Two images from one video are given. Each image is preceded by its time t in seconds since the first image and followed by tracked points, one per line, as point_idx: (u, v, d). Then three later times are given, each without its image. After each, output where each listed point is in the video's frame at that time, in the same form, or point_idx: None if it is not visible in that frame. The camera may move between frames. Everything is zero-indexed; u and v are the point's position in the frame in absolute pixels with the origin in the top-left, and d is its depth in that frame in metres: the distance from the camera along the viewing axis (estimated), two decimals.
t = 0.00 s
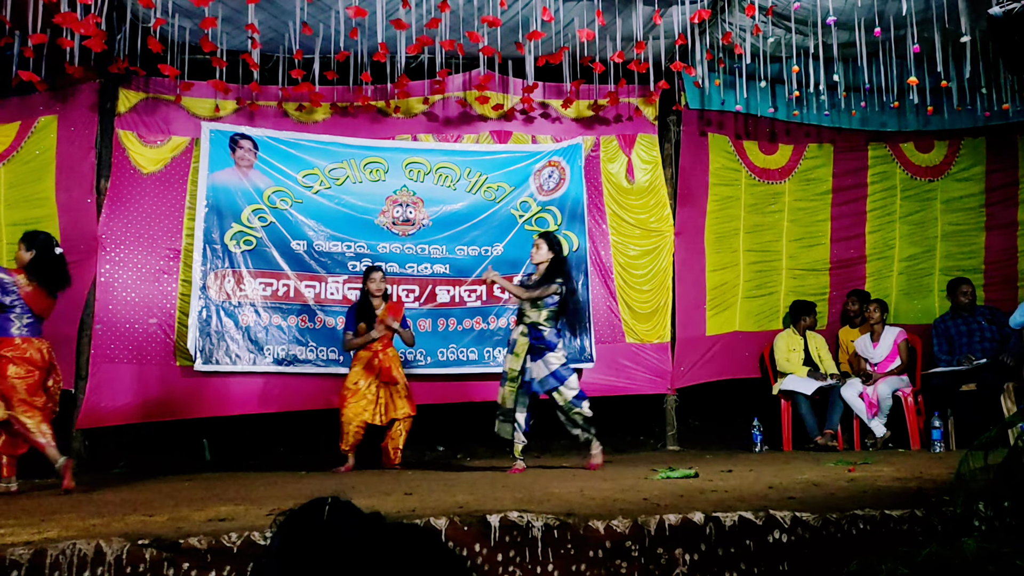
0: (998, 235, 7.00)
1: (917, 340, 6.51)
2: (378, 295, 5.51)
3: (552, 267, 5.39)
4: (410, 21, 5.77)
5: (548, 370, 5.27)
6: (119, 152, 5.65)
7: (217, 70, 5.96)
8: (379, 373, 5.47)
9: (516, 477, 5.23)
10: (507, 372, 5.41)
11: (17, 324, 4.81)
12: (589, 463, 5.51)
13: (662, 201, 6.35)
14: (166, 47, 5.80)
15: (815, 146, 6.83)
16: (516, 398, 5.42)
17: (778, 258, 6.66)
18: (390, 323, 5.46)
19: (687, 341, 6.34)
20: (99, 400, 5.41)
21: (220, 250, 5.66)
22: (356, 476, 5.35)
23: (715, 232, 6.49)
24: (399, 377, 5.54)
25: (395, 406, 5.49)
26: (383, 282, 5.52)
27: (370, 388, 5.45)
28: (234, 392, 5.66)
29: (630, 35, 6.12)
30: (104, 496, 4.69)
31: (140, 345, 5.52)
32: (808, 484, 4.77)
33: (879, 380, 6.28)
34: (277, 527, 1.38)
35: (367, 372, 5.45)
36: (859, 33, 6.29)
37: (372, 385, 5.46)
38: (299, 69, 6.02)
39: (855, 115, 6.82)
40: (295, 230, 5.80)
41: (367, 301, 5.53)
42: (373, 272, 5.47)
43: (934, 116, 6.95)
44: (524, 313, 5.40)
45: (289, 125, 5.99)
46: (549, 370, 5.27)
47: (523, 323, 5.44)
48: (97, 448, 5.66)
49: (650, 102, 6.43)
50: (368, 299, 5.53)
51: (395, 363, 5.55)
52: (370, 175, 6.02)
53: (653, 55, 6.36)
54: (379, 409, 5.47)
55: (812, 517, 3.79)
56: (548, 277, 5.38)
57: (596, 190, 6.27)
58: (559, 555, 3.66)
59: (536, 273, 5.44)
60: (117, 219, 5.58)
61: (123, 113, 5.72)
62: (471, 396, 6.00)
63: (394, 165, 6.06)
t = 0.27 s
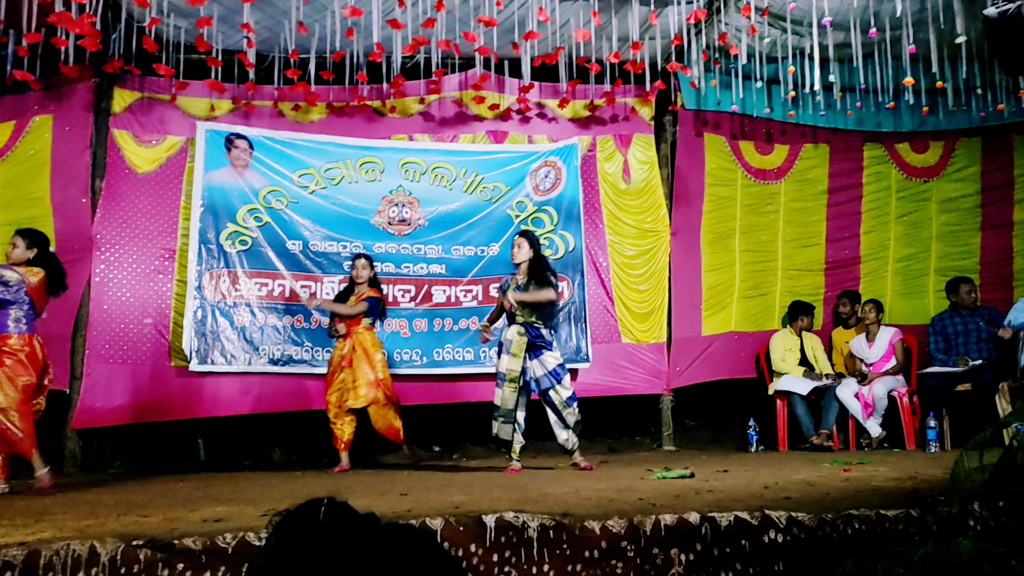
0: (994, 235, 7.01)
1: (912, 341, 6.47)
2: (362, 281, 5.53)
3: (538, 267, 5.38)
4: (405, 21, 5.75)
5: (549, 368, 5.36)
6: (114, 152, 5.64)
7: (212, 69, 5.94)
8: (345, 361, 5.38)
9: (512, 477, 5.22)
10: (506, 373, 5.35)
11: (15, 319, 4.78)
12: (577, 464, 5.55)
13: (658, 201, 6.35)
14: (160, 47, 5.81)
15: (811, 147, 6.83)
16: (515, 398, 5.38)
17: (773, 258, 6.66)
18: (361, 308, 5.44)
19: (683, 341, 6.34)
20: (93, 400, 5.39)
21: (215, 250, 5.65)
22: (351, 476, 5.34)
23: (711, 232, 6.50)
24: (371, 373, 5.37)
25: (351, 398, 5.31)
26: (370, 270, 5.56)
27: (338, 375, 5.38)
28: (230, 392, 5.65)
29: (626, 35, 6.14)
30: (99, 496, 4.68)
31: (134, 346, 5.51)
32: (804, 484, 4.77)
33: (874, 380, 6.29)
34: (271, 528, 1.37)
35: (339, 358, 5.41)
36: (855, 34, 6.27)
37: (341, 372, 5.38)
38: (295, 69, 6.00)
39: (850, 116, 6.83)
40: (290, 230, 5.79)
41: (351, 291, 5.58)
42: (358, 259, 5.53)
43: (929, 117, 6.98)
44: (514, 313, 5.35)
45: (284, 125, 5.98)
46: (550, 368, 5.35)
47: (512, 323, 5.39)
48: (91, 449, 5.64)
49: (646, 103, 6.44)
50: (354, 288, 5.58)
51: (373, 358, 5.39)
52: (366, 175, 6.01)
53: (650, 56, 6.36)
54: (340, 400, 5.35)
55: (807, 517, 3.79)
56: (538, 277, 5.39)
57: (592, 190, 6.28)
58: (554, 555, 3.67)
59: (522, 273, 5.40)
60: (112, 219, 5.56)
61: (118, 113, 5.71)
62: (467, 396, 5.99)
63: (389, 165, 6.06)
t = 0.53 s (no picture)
0: (993, 236, 7.02)
1: (911, 342, 6.48)
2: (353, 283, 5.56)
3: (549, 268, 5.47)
4: (405, 21, 5.76)
5: (563, 370, 5.38)
6: (114, 152, 5.64)
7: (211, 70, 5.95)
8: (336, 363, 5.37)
9: (512, 478, 5.23)
10: (520, 373, 5.31)
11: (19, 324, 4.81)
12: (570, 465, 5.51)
13: (658, 202, 6.36)
14: (161, 47, 5.82)
15: (810, 147, 6.84)
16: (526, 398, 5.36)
17: (773, 259, 6.67)
18: (349, 310, 5.46)
19: (682, 341, 6.35)
20: (92, 400, 5.39)
21: (215, 251, 5.66)
22: (351, 476, 5.34)
23: (711, 233, 6.50)
24: (357, 377, 5.37)
25: (336, 401, 5.31)
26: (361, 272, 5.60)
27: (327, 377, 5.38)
28: (230, 392, 5.65)
29: (626, 36, 6.14)
30: (99, 497, 4.67)
31: (134, 346, 5.51)
32: (804, 484, 4.77)
33: (873, 381, 6.29)
34: (273, 528, 1.38)
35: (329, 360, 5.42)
36: (854, 35, 6.28)
37: (331, 373, 5.37)
38: (295, 69, 6.01)
39: (850, 117, 6.84)
40: (290, 230, 5.80)
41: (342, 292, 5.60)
42: (351, 262, 5.58)
43: (929, 118, 6.98)
44: (528, 314, 5.38)
45: (284, 125, 5.99)
46: (564, 370, 5.37)
47: (524, 324, 5.40)
48: (90, 449, 5.64)
49: (645, 103, 6.44)
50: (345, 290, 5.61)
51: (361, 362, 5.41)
52: (366, 176, 6.02)
53: (649, 56, 6.37)
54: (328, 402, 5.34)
55: (807, 517, 3.80)
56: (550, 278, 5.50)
57: (592, 191, 6.28)
58: (554, 556, 3.67)
59: (534, 274, 5.48)
60: (111, 219, 5.57)
61: (118, 113, 5.72)
62: (466, 397, 5.99)
63: (389, 165, 6.06)
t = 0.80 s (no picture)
0: (994, 236, 7.01)
1: (912, 342, 6.49)
2: (352, 280, 5.48)
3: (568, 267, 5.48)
4: (406, 22, 5.77)
5: (581, 369, 5.43)
6: (114, 152, 5.64)
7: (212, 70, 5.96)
8: (350, 362, 5.32)
9: (513, 478, 5.22)
10: (536, 369, 5.32)
11: (26, 325, 4.78)
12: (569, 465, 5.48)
13: (658, 202, 6.36)
14: (161, 48, 5.84)
15: (811, 148, 6.84)
16: (541, 394, 5.36)
17: (773, 260, 6.66)
18: (359, 309, 5.39)
19: (683, 342, 6.35)
20: (93, 401, 5.39)
21: (215, 251, 5.66)
22: (351, 477, 5.33)
23: (711, 233, 6.50)
24: (368, 374, 5.36)
25: (350, 399, 5.31)
26: (360, 268, 5.50)
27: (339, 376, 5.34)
28: (229, 393, 5.66)
29: (626, 36, 6.13)
30: (98, 497, 4.67)
31: (134, 346, 5.51)
32: (805, 485, 4.77)
33: (874, 381, 6.29)
34: (273, 528, 1.37)
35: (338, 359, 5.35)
36: (855, 35, 6.27)
37: (343, 372, 5.34)
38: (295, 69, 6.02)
39: (850, 117, 6.84)
40: (291, 230, 5.79)
41: (343, 289, 5.49)
42: (346, 258, 5.47)
43: (929, 118, 6.97)
44: (547, 312, 5.38)
45: (284, 126, 5.99)
46: (580, 369, 5.43)
47: (542, 322, 5.40)
48: (91, 449, 5.63)
49: (645, 104, 6.44)
50: (344, 285, 5.51)
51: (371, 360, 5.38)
52: (366, 176, 6.02)
53: (650, 57, 6.37)
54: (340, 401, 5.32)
55: (807, 518, 3.79)
56: (572, 277, 5.48)
57: (592, 191, 6.28)
58: (554, 556, 3.67)
59: (554, 272, 5.44)
60: (112, 220, 5.56)
61: (118, 113, 5.72)
62: (467, 397, 5.99)
63: (390, 165, 6.06)
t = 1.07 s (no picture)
0: (993, 236, 7.02)
1: (912, 343, 6.50)
2: (358, 279, 5.45)
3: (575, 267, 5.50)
4: (405, 22, 5.77)
5: (586, 367, 5.42)
6: (114, 153, 5.65)
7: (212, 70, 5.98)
8: (360, 363, 5.35)
9: (513, 478, 5.23)
10: (546, 371, 5.39)
11: (36, 325, 4.77)
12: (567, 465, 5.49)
13: (658, 202, 6.36)
14: (161, 48, 5.85)
15: (811, 148, 6.84)
16: (556, 396, 5.43)
17: (773, 260, 6.66)
18: (369, 310, 5.41)
19: (683, 342, 6.36)
20: (94, 401, 5.39)
21: (216, 251, 5.66)
22: (351, 477, 5.33)
23: (711, 233, 6.51)
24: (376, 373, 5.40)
25: (361, 399, 5.35)
26: (365, 267, 5.48)
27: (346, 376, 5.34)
28: (229, 393, 5.66)
29: (626, 37, 6.13)
30: (99, 497, 4.67)
31: (135, 346, 5.51)
32: (804, 485, 4.77)
33: (873, 381, 6.30)
34: (271, 528, 1.37)
35: (345, 360, 5.34)
36: (855, 36, 6.27)
37: (352, 372, 5.35)
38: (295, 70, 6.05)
39: (850, 117, 6.85)
40: (291, 231, 5.80)
41: (348, 288, 5.46)
42: (352, 256, 5.44)
43: (929, 118, 6.98)
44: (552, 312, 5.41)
45: (284, 126, 5.99)
46: (585, 367, 5.42)
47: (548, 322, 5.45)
48: (91, 449, 5.63)
49: (645, 104, 6.45)
50: (349, 284, 5.48)
51: (379, 358, 5.43)
52: (366, 176, 6.02)
53: (650, 57, 6.37)
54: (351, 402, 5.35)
55: (807, 518, 3.80)
56: (578, 278, 5.51)
57: (592, 191, 6.28)
58: (554, 556, 3.67)
59: (561, 272, 5.46)
60: (112, 220, 5.57)
61: (118, 113, 5.72)
62: (467, 397, 5.99)
63: (390, 165, 6.07)
